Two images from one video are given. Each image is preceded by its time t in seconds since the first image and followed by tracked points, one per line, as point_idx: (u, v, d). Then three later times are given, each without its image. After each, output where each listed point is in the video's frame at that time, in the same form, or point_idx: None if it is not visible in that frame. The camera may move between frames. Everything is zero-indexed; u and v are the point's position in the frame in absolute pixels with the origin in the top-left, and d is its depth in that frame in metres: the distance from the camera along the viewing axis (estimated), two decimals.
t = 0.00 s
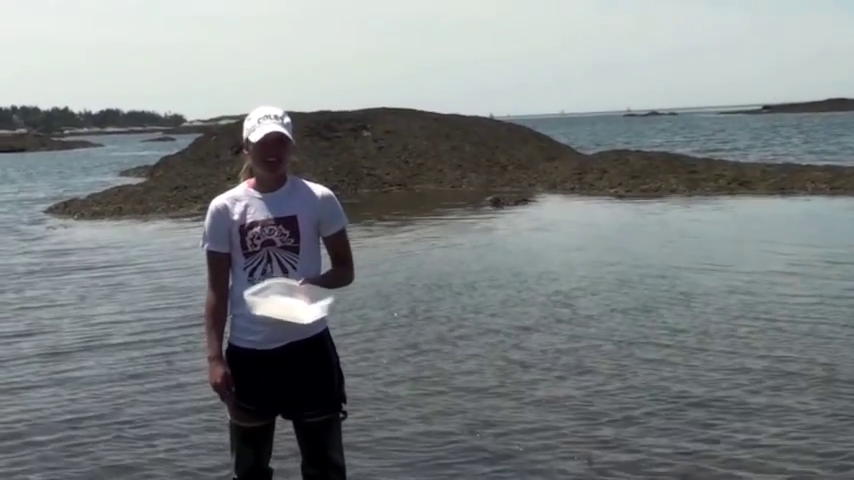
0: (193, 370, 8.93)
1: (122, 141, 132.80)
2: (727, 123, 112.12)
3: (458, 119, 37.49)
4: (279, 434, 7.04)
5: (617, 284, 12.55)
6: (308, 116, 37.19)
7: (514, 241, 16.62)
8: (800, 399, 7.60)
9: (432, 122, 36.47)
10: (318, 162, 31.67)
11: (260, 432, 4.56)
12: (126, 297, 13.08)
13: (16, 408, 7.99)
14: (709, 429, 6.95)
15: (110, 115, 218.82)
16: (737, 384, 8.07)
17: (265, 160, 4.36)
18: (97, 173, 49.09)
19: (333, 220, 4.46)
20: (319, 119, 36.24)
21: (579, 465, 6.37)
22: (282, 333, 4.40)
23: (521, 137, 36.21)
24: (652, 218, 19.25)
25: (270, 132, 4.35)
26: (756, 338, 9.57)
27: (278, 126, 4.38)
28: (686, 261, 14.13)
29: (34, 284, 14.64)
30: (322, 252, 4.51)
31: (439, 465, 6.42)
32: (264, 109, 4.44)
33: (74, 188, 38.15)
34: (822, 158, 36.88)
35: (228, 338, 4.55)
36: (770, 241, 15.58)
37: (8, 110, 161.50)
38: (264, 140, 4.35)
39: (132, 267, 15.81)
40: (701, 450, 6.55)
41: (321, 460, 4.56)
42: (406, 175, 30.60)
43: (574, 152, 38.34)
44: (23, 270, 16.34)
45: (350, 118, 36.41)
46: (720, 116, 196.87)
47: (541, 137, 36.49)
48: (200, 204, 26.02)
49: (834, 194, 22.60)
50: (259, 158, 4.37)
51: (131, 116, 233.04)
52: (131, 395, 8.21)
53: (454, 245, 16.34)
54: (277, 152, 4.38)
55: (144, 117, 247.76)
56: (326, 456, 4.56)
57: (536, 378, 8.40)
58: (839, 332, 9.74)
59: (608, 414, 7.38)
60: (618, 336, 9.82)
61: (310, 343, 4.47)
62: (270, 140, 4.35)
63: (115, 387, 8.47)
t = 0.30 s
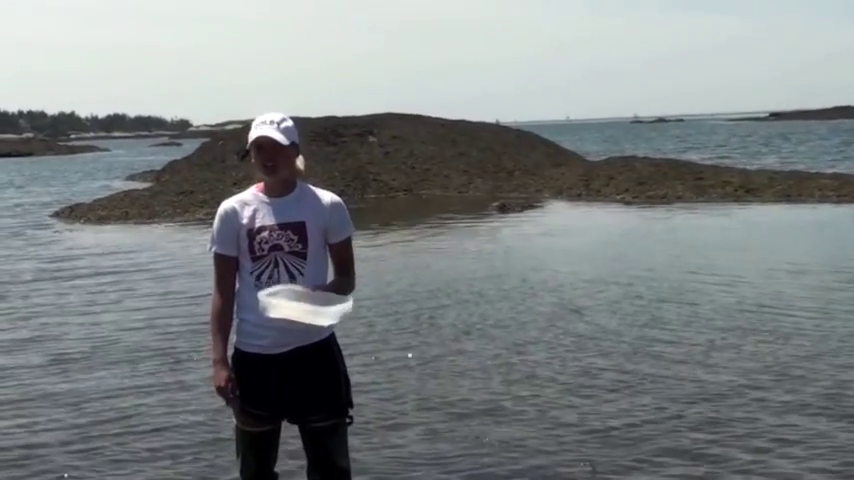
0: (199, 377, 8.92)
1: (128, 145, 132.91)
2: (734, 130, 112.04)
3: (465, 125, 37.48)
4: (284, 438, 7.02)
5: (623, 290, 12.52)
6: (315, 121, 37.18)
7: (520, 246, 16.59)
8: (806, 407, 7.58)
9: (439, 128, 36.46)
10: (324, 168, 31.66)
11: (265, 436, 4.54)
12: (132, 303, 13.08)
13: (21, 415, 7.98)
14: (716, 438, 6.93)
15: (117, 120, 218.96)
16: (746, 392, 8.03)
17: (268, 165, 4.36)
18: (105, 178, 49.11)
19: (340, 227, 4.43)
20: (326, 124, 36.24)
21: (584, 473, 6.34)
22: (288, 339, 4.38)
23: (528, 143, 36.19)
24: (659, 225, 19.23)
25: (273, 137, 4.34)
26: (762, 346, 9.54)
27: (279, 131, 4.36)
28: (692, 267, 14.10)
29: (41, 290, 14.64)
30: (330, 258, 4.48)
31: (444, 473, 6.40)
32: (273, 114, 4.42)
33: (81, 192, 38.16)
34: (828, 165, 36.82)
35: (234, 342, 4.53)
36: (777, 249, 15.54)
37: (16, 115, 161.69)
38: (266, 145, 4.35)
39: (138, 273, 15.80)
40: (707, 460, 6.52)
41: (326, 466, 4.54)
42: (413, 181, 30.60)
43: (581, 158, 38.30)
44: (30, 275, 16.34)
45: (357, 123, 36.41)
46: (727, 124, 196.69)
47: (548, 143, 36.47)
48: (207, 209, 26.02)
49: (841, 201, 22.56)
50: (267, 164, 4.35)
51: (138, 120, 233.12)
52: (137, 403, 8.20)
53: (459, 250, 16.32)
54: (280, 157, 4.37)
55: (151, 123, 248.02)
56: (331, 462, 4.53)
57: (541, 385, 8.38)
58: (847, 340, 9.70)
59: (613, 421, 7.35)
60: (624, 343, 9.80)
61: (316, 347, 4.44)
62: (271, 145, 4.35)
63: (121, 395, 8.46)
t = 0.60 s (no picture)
0: (204, 380, 8.89)
1: (134, 148, 132.93)
2: (741, 135, 111.88)
3: (471, 129, 37.45)
4: (289, 440, 6.99)
5: (630, 295, 12.47)
6: (322, 124, 37.16)
7: (526, 250, 16.55)
8: (813, 412, 7.54)
9: (446, 131, 36.42)
10: (330, 170, 31.63)
11: (270, 438, 4.52)
12: (138, 305, 13.05)
13: (26, 417, 7.95)
14: (723, 442, 6.89)
15: (123, 123, 219.07)
16: (753, 397, 7.99)
17: (275, 166, 4.33)
18: (111, 180, 49.09)
19: (345, 228, 4.40)
20: (332, 127, 36.22)
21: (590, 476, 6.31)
22: (294, 339, 4.35)
23: (535, 147, 36.15)
24: (666, 229, 19.18)
25: (282, 137, 4.31)
26: (769, 351, 9.50)
27: (288, 132, 4.33)
28: (699, 271, 14.07)
29: (46, 292, 14.61)
30: (336, 259, 4.45)
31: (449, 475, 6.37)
32: (279, 115, 4.40)
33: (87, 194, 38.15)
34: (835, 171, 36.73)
35: (240, 344, 4.50)
36: (784, 254, 15.49)
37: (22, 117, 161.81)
38: (273, 145, 4.32)
39: (143, 276, 15.77)
40: (714, 464, 6.48)
41: (331, 468, 4.50)
42: (419, 184, 30.56)
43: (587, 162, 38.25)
44: (35, 277, 16.32)
45: (363, 126, 36.39)
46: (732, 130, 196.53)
47: (554, 148, 36.42)
48: (212, 211, 25.99)
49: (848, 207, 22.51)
50: (274, 165, 4.32)
51: (144, 123, 233.30)
52: (142, 405, 8.17)
53: (465, 254, 16.28)
54: (289, 158, 4.34)
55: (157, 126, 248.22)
56: (337, 463, 4.50)
57: (548, 388, 8.34)
58: None
59: (620, 425, 7.31)
60: (630, 347, 9.76)
61: (321, 349, 4.41)
62: (278, 145, 4.32)
63: (126, 398, 8.43)
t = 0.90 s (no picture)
0: (209, 383, 8.88)
1: (141, 147, 132.97)
2: (746, 137, 111.75)
3: (478, 130, 37.42)
4: (293, 441, 6.98)
5: (635, 297, 12.44)
6: (328, 124, 37.15)
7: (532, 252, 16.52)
8: (819, 417, 7.52)
9: (452, 132, 36.41)
10: (336, 171, 31.61)
11: (276, 438, 4.50)
12: (144, 307, 13.04)
13: (31, 419, 7.95)
14: (728, 446, 6.88)
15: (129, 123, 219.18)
16: (758, 401, 7.97)
17: (282, 167, 4.31)
18: (117, 179, 49.11)
19: (352, 228, 4.39)
20: (338, 127, 36.22)
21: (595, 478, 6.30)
22: (300, 339, 4.35)
23: (541, 148, 36.12)
24: (672, 231, 19.15)
25: (290, 137, 4.30)
26: (775, 355, 9.48)
27: (297, 132, 4.32)
28: (706, 274, 14.04)
29: (53, 293, 14.61)
30: (342, 258, 4.44)
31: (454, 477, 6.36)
32: (286, 116, 4.39)
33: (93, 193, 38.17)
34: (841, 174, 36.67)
35: (246, 345, 4.49)
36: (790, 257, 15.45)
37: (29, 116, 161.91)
38: (281, 145, 4.31)
39: (148, 276, 15.76)
40: (718, 467, 6.47)
41: (338, 469, 4.49)
42: (425, 185, 30.55)
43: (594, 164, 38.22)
44: (41, 277, 16.31)
45: (369, 127, 36.38)
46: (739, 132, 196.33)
47: (560, 149, 36.39)
48: (218, 211, 25.97)
49: None
50: (280, 165, 4.31)
51: (150, 123, 233.41)
52: (147, 406, 8.16)
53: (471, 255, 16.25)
54: (298, 158, 4.32)
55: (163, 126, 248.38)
56: (343, 464, 4.48)
57: (553, 391, 8.33)
58: None
59: (625, 428, 7.30)
60: (635, 350, 9.74)
61: (328, 350, 4.40)
62: (286, 145, 4.30)
63: (131, 400, 8.43)
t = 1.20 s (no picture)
0: (213, 385, 8.87)
1: (147, 145, 133.00)
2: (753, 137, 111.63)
3: (483, 129, 37.39)
4: (296, 442, 6.97)
5: (639, 297, 12.41)
6: (334, 123, 37.15)
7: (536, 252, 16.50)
8: (823, 417, 7.50)
9: (457, 132, 36.39)
10: (342, 169, 31.60)
11: (279, 438, 4.47)
12: (148, 307, 13.03)
13: (35, 420, 7.94)
14: (731, 446, 6.85)
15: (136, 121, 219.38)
16: (762, 402, 7.95)
17: (289, 165, 4.29)
18: (123, 177, 49.10)
19: (357, 227, 4.36)
20: (344, 126, 36.22)
21: None
22: (305, 339, 4.32)
23: (547, 148, 36.10)
24: (677, 232, 19.11)
25: (297, 137, 4.27)
26: (780, 356, 9.45)
27: (304, 132, 4.30)
28: (710, 274, 14.00)
29: (58, 292, 14.59)
30: (347, 257, 4.41)
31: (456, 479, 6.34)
32: (293, 115, 4.36)
33: (99, 191, 38.16)
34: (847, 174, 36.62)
35: (251, 343, 4.47)
36: (794, 258, 15.41)
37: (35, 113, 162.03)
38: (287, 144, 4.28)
39: (153, 276, 15.75)
40: (722, 469, 6.45)
41: (341, 468, 4.46)
42: (430, 184, 30.53)
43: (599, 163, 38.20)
44: (46, 276, 16.29)
45: (374, 126, 36.37)
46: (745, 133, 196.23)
47: (566, 149, 36.35)
48: (224, 210, 25.95)
49: None
50: (286, 164, 4.28)
51: (156, 120, 233.51)
52: (150, 409, 8.15)
53: (476, 255, 16.22)
54: (304, 158, 4.29)
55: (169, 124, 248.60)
56: (346, 464, 4.45)
57: (557, 392, 8.31)
58: None
59: (629, 429, 7.27)
60: (639, 350, 9.71)
61: (332, 349, 4.37)
62: (292, 144, 4.28)
63: (134, 402, 8.41)
